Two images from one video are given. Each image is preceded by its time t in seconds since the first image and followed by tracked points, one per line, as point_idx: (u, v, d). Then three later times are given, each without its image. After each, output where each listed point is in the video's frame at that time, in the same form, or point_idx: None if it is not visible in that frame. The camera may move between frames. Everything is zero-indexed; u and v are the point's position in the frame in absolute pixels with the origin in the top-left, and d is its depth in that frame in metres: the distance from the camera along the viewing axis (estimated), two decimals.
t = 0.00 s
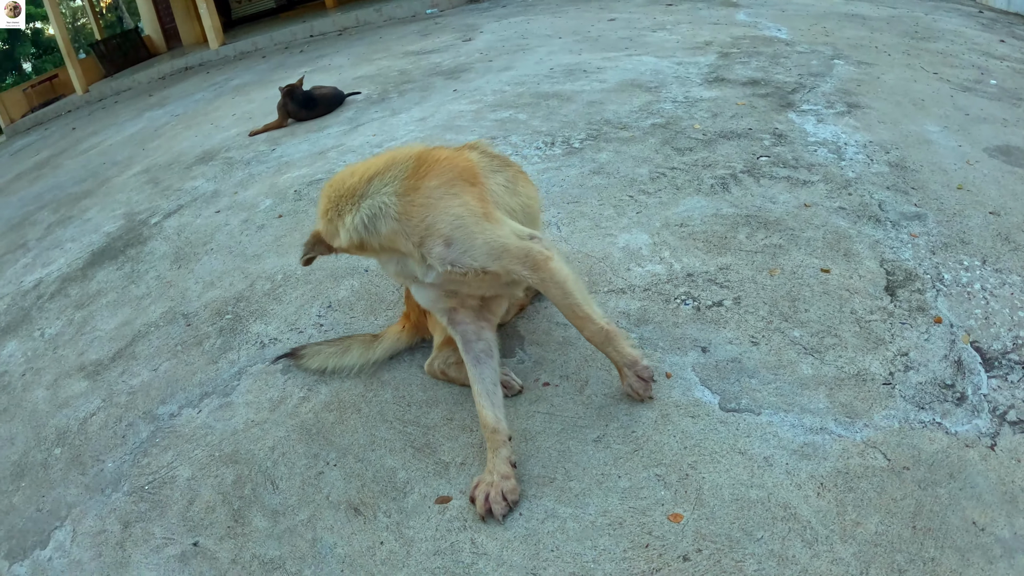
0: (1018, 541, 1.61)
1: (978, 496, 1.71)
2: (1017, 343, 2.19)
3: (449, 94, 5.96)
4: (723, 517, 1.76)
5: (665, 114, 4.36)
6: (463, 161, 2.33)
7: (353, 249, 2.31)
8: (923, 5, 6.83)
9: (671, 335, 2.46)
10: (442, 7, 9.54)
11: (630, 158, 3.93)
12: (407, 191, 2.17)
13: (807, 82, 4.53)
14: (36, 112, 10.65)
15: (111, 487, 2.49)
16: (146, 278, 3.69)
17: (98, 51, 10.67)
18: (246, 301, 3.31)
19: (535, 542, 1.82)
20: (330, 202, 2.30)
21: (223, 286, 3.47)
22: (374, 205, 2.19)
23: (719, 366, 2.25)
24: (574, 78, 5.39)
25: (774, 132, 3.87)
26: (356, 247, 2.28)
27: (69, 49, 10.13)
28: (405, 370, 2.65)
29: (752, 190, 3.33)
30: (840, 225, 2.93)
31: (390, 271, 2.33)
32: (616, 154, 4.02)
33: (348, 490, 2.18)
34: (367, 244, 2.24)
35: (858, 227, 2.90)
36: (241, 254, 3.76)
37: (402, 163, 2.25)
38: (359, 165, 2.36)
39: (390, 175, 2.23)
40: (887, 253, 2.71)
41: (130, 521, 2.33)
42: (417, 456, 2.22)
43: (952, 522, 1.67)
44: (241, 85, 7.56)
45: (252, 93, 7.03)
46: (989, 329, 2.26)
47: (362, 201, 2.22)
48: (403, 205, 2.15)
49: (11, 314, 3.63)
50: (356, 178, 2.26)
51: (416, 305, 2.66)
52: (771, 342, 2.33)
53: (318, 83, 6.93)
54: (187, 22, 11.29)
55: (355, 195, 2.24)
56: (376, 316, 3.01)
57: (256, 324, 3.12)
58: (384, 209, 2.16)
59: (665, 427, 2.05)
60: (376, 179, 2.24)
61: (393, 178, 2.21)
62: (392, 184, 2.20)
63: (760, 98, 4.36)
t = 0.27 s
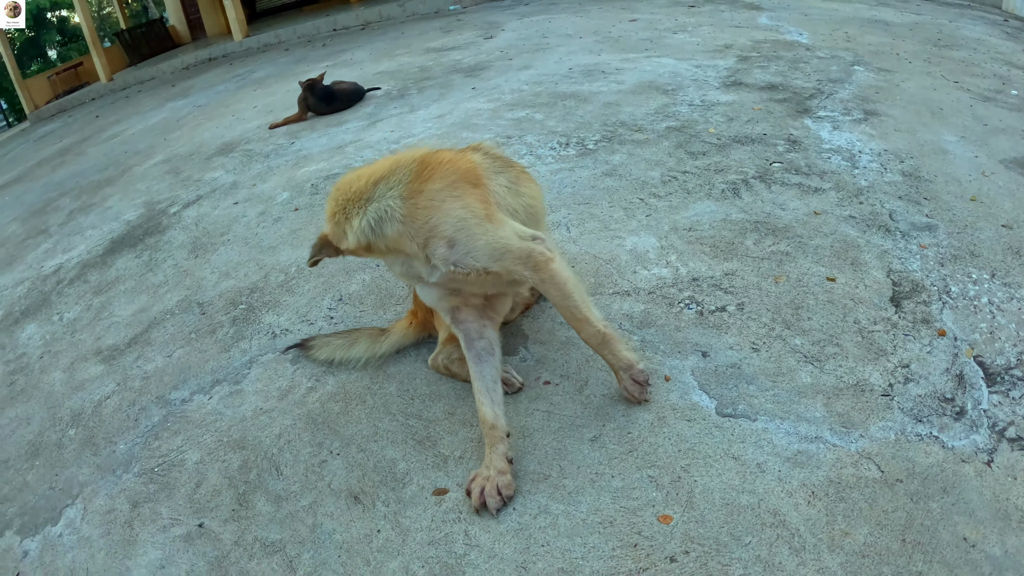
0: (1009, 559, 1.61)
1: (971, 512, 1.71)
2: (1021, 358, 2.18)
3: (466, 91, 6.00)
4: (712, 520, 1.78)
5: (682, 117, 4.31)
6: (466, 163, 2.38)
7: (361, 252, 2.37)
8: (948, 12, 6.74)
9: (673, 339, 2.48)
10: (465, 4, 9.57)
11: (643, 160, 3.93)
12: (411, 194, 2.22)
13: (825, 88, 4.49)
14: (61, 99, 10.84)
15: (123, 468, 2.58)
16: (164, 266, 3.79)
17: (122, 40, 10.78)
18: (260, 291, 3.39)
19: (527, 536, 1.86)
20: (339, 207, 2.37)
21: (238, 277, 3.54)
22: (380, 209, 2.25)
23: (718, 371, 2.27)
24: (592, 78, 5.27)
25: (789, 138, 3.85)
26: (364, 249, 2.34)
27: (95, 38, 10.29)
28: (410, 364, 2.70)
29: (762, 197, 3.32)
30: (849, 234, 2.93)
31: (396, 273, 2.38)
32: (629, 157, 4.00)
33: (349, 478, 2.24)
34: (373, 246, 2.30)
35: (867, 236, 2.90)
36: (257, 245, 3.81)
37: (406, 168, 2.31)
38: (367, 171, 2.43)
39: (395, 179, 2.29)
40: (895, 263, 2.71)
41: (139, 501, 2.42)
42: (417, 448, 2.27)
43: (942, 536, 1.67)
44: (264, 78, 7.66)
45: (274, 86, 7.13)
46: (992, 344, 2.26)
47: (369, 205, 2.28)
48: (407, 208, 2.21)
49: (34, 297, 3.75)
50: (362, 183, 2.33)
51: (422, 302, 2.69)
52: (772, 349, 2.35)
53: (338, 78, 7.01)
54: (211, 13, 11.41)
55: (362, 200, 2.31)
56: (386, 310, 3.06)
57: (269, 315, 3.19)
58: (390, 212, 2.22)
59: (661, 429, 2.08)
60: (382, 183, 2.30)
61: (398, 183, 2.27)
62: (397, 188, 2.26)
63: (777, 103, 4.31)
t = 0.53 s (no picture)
0: None
1: (974, 539, 1.67)
2: None
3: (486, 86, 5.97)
4: (706, 534, 1.76)
5: (702, 119, 4.22)
6: (476, 156, 2.38)
7: (371, 247, 2.35)
8: (980, 18, 6.56)
9: (679, 346, 2.45)
10: None
11: (660, 161, 3.85)
12: (423, 187, 2.22)
13: (849, 93, 4.39)
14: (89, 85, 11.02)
15: (129, 453, 2.63)
16: (180, 255, 3.84)
17: (151, 28, 10.90)
18: (272, 283, 3.41)
19: (519, 541, 1.86)
20: (348, 204, 2.35)
21: (251, 268, 3.57)
22: (391, 202, 2.24)
23: (723, 382, 2.24)
24: (615, 77, 5.13)
25: (809, 143, 3.77)
26: (375, 244, 2.32)
27: (123, 26, 10.44)
28: (415, 361, 2.70)
29: (779, 203, 3.26)
30: (866, 245, 2.86)
31: (406, 268, 2.36)
32: (647, 158, 3.91)
33: (348, 473, 2.26)
34: (385, 241, 2.28)
35: (884, 247, 2.83)
36: (273, 239, 3.83)
37: (417, 161, 2.31)
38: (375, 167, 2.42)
39: (405, 173, 2.28)
40: (911, 276, 2.64)
41: (142, 486, 2.47)
42: (416, 446, 2.28)
43: (942, 563, 1.63)
44: (288, 69, 7.71)
45: (298, 78, 7.18)
46: (1007, 364, 2.19)
47: (380, 199, 2.27)
48: (420, 200, 2.20)
49: (53, 282, 3.82)
50: (372, 178, 2.32)
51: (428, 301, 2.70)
52: (779, 361, 2.31)
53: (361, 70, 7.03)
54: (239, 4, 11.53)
55: (373, 195, 2.29)
56: (394, 306, 3.07)
57: (279, 307, 3.21)
58: (402, 205, 2.21)
59: (661, 439, 2.05)
60: (392, 177, 2.29)
61: (409, 176, 2.27)
62: (408, 181, 2.26)
63: (799, 107, 4.22)
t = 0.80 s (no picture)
0: None
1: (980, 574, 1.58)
2: None
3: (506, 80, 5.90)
4: (697, 554, 1.70)
5: (724, 120, 4.10)
6: (493, 147, 2.26)
7: (378, 235, 2.19)
8: (1017, 24, 6.32)
9: (685, 355, 2.37)
10: None
11: (678, 162, 3.75)
12: (438, 173, 2.08)
13: (877, 98, 4.24)
14: (118, 69, 11.15)
15: (129, 438, 2.64)
16: (193, 242, 3.86)
17: (179, 15, 11.02)
18: (280, 273, 3.41)
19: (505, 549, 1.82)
20: (357, 187, 2.20)
21: (261, 258, 3.57)
22: (404, 188, 2.09)
23: (727, 394, 2.16)
24: (637, 75, 5.00)
25: (832, 147, 3.64)
26: (382, 232, 2.16)
27: (152, 12, 10.56)
28: (416, 359, 2.67)
29: (798, 209, 3.14)
30: (886, 255, 2.75)
31: (413, 260, 2.21)
32: (665, 158, 3.81)
33: (340, 471, 2.25)
34: (393, 229, 2.13)
35: (905, 259, 2.72)
36: (284, 229, 3.82)
37: (432, 147, 2.17)
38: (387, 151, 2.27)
39: (420, 158, 2.13)
40: (931, 290, 2.53)
41: (140, 472, 2.48)
42: (409, 446, 2.26)
43: None
44: (312, 58, 7.71)
45: (321, 68, 7.18)
46: None
47: (392, 184, 2.12)
48: (434, 188, 2.06)
49: (69, 264, 3.88)
50: (385, 161, 2.17)
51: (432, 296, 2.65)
52: (788, 375, 2.22)
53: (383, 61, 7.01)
54: None
55: (384, 179, 2.14)
56: (399, 301, 3.04)
57: (286, 298, 3.21)
58: (415, 191, 2.07)
59: (658, 451, 1.99)
60: (406, 161, 2.14)
61: (424, 161, 2.12)
62: (423, 166, 2.11)
63: (825, 110, 4.08)
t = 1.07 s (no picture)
0: None
1: None
2: None
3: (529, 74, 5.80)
4: None
5: (749, 122, 3.97)
6: (503, 145, 2.15)
7: (380, 232, 2.11)
8: None
9: (690, 368, 2.28)
10: None
11: (698, 165, 3.63)
12: (443, 171, 1.99)
13: (910, 104, 4.06)
14: (150, 54, 11.29)
15: (129, 426, 2.65)
16: (206, 230, 3.87)
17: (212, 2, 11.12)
18: (289, 265, 3.39)
19: (488, 563, 1.77)
20: (360, 182, 2.11)
21: (271, 249, 3.56)
22: (407, 184, 2.00)
23: (732, 412, 2.07)
24: (663, 74, 4.87)
25: (859, 154, 3.49)
26: (384, 230, 2.08)
27: None
28: (416, 358, 2.63)
29: (819, 218, 3.02)
30: (909, 271, 2.62)
31: (414, 259, 2.12)
32: (685, 160, 3.69)
33: (331, 471, 2.23)
34: (395, 227, 2.04)
35: (928, 275, 2.59)
36: (296, 220, 3.80)
37: (439, 143, 2.07)
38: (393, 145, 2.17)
39: (425, 154, 2.04)
40: (955, 310, 2.41)
41: (137, 460, 2.48)
42: (402, 450, 2.22)
43: None
44: (339, 49, 7.71)
45: (347, 58, 7.18)
46: None
47: (395, 180, 2.03)
48: (438, 186, 1.97)
49: (85, 248, 3.92)
50: (389, 156, 2.08)
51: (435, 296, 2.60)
52: (798, 395, 2.12)
53: (408, 53, 6.98)
54: None
55: (387, 174, 2.05)
56: (404, 298, 3.00)
57: (292, 290, 3.19)
58: (418, 189, 1.97)
59: (655, 469, 1.91)
60: (411, 157, 2.05)
61: (429, 158, 2.02)
62: (427, 163, 2.01)
63: (854, 116, 3.92)
